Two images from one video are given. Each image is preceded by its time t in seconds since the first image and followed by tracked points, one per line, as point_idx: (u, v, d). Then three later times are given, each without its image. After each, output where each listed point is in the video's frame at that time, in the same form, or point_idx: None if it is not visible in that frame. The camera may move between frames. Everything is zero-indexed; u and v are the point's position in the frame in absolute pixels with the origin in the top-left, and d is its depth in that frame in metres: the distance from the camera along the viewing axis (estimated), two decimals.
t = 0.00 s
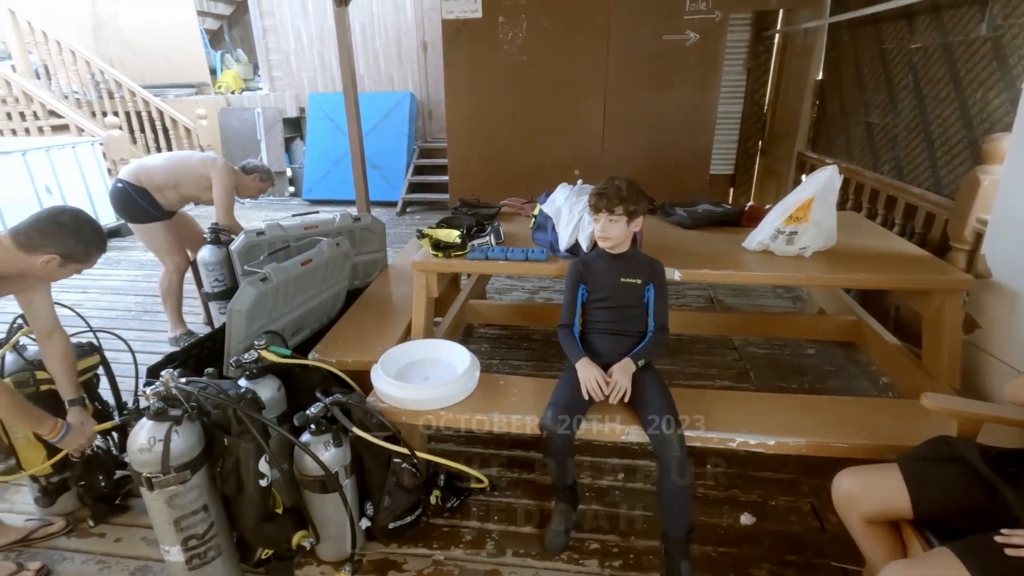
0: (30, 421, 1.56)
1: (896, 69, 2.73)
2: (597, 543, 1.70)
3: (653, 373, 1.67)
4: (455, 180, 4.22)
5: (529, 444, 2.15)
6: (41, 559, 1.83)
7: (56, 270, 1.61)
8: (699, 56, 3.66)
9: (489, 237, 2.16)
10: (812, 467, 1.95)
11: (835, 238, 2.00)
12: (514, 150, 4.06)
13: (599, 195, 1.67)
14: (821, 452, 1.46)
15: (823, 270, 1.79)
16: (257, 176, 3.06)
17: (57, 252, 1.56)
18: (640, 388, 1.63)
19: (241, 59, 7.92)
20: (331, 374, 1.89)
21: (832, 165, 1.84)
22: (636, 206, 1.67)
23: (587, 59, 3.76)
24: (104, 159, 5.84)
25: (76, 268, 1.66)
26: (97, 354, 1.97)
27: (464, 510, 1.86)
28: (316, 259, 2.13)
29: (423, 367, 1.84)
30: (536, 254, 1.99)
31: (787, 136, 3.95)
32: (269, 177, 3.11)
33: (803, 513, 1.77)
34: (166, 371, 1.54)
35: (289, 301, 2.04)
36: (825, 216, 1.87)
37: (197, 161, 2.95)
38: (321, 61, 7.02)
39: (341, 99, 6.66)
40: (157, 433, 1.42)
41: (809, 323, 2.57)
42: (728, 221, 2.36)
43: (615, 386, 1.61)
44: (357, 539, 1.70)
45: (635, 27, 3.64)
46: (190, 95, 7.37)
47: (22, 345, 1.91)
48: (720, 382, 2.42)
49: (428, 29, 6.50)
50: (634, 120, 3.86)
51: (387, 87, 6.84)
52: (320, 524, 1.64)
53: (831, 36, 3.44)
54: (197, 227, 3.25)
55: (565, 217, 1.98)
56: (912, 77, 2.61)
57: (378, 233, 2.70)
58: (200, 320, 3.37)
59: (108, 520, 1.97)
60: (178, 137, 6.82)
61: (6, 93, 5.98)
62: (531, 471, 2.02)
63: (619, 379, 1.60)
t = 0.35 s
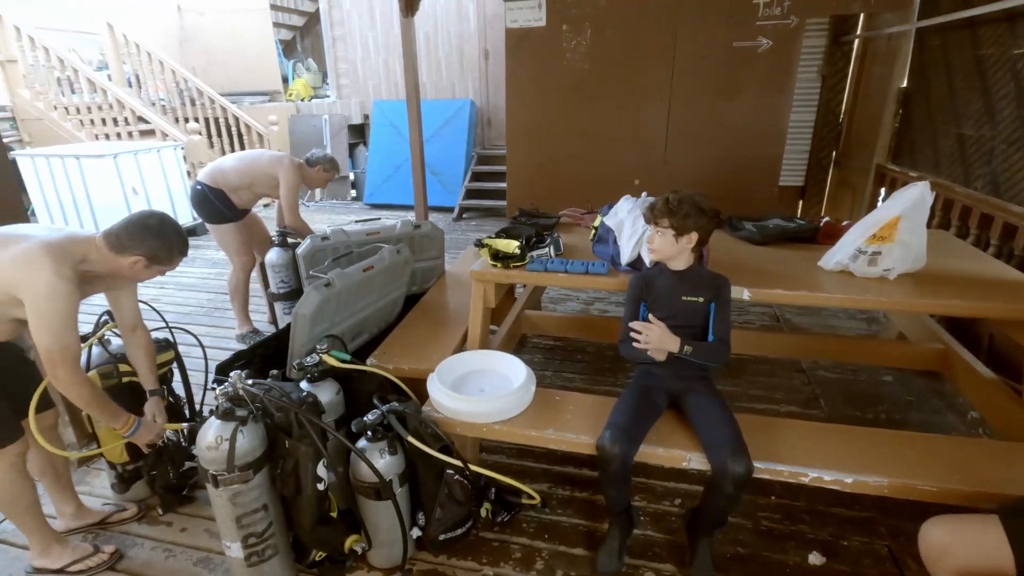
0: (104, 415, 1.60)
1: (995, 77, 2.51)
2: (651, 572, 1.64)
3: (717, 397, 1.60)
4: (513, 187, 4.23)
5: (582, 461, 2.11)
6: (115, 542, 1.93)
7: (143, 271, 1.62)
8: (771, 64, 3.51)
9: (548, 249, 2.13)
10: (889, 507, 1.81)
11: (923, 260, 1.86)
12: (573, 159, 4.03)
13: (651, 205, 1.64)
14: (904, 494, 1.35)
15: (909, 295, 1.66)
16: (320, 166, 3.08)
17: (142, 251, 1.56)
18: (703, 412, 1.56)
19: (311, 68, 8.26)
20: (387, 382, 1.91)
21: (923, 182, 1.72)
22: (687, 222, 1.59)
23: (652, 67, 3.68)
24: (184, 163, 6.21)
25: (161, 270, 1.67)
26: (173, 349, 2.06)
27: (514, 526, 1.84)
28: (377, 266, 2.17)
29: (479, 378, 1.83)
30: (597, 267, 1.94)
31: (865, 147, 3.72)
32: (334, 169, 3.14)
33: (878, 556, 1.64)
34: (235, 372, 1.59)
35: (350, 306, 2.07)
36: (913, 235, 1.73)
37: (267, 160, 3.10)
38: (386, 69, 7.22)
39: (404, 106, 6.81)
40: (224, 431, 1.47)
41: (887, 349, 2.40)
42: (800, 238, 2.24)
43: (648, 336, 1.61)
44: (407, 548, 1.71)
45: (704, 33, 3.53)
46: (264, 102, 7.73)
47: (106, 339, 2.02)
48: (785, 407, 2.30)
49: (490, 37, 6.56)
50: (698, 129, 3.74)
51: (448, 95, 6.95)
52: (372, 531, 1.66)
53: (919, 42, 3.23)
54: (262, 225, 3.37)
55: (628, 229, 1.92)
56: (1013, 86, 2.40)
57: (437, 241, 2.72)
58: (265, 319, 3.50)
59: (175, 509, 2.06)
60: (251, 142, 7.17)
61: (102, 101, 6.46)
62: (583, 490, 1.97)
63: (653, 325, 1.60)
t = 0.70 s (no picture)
0: (145, 412, 1.63)
1: None
2: None
3: (765, 428, 1.48)
4: (558, 195, 4.18)
5: (618, 485, 2.01)
6: (153, 538, 1.98)
7: (179, 270, 1.59)
8: (836, 69, 3.31)
9: (589, 261, 2.04)
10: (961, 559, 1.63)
11: (1007, 285, 1.67)
12: (622, 167, 3.94)
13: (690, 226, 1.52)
14: (979, 551, 1.21)
15: (990, 325, 1.49)
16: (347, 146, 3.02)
17: (171, 242, 1.54)
18: (748, 444, 1.44)
19: (367, 75, 8.47)
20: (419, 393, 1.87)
21: (1008, 200, 1.55)
22: (733, 245, 1.48)
23: (706, 73, 3.54)
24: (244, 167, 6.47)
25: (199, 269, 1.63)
26: (215, 350, 2.10)
27: (544, 549, 1.76)
28: (414, 274, 2.14)
29: (510, 394, 1.77)
30: (639, 282, 1.83)
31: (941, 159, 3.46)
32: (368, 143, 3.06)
33: None
34: (267, 378, 1.60)
35: (386, 314, 2.05)
36: (997, 259, 1.56)
37: (311, 159, 3.14)
38: (438, 76, 7.30)
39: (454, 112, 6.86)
40: (253, 438, 1.47)
41: (962, 380, 2.19)
42: (864, 256, 2.07)
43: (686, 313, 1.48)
44: (432, 566, 1.66)
45: (764, 37, 3.36)
46: (320, 108, 7.97)
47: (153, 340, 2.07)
48: (842, 438, 2.13)
49: (542, 43, 6.52)
50: (755, 137, 3.57)
51: (498, 101, 6.96)
52: (397, 547, 1.61)
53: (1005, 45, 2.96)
54: (310, 231, 3.42)
55: (673, 245, 1.82)
56: None
57: (477, 249, 2.68)
58: (310, 321, 3.56)
59: (211, 508, 2.10)
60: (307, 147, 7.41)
61: (172, 108, 6.82)
62: (617, 515, 1.88)
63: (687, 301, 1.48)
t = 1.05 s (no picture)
0: (178, 408, 1.65)
1: None
2: None
3: (801, 463, 1.37)
4: (598, 205, 4.12)
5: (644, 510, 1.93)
6: (182, 536, 2.02)
7: (200, 263, 1.60)
8: (895, 75, 3.12)
9: (620, 276, 1.95)
10: None
11: None
12: (664, 177, 3.84)
13: (730, 266, 1.39)
14: None
15: None
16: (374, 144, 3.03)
17: (190, 234, 1.56)
18: (782, 479, 1.34)
19: (413, 83, 8.62)
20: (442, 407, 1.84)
21: None
22: (779, 276, 1.38)
23: (754, 80, 3.41)
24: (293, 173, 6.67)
25: (220, 261, 1.62)
26: (246, 354, 2.13)
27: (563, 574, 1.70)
28: (442, 285, 2.13)
29: (533, 413, 1.72)
30: (671, 300, 1.75)
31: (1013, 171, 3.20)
32: (397, 141, 3.05)
33: None
34: (288, 387, 1.60)
35: (412, 324, 2.04)
36: None
37: (342, 162, 3.18)
38: (482, 84, 7.34)
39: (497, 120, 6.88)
40: (272, 447, 1.46)
41: None
42: (920, 277, 1.92)
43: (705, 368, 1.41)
44: None
45: (817, 42, 3.21)
46: (367, 115, 8.15)
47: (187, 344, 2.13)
48: (893, 473, 1.97)
49: (586, 51, 6.46)
50: (806, 146, 3.40)
51: (541, 109, 6.94)
52: (411, 564, 1.58)
53: None
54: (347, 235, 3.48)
55: (707, 260, 1.73)
56: None
57: (509, 260, 2.64)
58: (345, 325, 3.61)
59: (238, 509, 2.13)
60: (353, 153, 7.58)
61: (227, 115, 7.11)
62: (643, 542, 1.80)
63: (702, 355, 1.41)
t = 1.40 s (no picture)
0: (213, 399, 1.69)
1: None
2: None
3: (831, 488, 1.30)
4: (632, 212, 4.07)
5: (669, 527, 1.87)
6: (211, 530, 2.07)
7: (228, 256, 1.65)
8: (950, 80, 2.95)
9: (647, 287, 1.91)
10: None
11: None
12: (701, 185, 3.76)
13: (773, 286, 1.33)
14: None
15: None
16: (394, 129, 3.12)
17: (216, 228, 1.61)
18: (811, 505, 1.28)
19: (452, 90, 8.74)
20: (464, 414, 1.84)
21: None
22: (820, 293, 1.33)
23: (797, 85, 3.29)
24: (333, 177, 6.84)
25: (247, 254, 1.67)
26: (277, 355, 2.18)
27: None
28: (468, 292, 2.12)
29: (553, 425, 1.69)
30: (699, 312, 1.69)
31: None
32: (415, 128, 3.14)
33: None
34: (312, 390, 1.61)
35: (436, 330, 2.04)
36: None
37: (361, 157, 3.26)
38: (519, 90, 7.37)
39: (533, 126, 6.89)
40: (293, 449, 1.47)
41: None
42: (970, 294, 1.81)
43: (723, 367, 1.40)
44: None
45: (865, 46, 3.07)
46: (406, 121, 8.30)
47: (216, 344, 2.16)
48: (938, 502, 1.86)
49: (625, 56, 6.40)
50: (851, 154, 3.26)
51: (578, 115, 6.91)
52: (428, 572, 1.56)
53: None
54: (380, 240, 3.54)
55: (738, 275, 1.66)
56: None
57: (537, 267, 2.63)
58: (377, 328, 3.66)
59: (265, 506, 2.17)
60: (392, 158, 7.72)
61: (273, 121, 7.36)
62: (666, 561, 1.74)
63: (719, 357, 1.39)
